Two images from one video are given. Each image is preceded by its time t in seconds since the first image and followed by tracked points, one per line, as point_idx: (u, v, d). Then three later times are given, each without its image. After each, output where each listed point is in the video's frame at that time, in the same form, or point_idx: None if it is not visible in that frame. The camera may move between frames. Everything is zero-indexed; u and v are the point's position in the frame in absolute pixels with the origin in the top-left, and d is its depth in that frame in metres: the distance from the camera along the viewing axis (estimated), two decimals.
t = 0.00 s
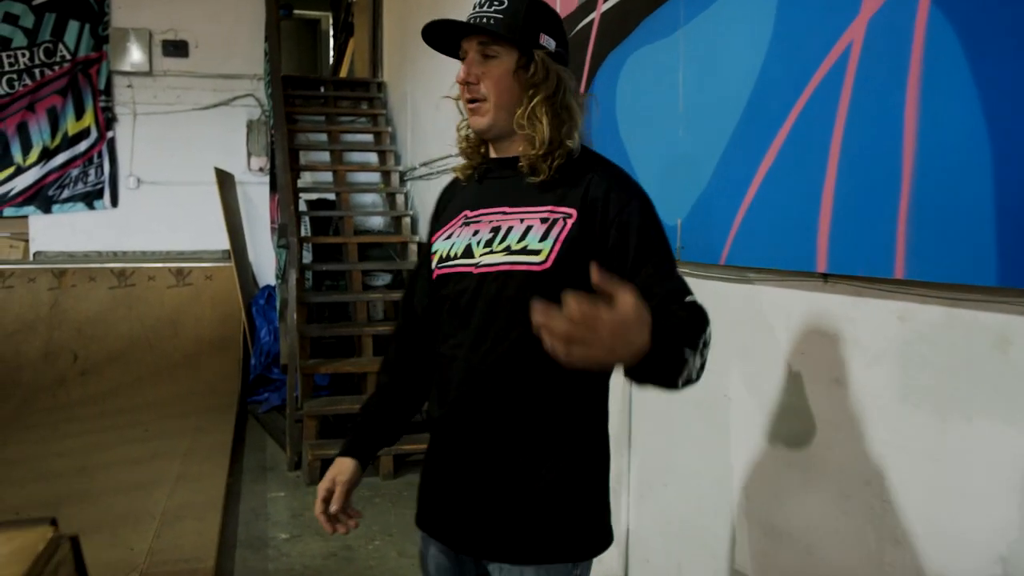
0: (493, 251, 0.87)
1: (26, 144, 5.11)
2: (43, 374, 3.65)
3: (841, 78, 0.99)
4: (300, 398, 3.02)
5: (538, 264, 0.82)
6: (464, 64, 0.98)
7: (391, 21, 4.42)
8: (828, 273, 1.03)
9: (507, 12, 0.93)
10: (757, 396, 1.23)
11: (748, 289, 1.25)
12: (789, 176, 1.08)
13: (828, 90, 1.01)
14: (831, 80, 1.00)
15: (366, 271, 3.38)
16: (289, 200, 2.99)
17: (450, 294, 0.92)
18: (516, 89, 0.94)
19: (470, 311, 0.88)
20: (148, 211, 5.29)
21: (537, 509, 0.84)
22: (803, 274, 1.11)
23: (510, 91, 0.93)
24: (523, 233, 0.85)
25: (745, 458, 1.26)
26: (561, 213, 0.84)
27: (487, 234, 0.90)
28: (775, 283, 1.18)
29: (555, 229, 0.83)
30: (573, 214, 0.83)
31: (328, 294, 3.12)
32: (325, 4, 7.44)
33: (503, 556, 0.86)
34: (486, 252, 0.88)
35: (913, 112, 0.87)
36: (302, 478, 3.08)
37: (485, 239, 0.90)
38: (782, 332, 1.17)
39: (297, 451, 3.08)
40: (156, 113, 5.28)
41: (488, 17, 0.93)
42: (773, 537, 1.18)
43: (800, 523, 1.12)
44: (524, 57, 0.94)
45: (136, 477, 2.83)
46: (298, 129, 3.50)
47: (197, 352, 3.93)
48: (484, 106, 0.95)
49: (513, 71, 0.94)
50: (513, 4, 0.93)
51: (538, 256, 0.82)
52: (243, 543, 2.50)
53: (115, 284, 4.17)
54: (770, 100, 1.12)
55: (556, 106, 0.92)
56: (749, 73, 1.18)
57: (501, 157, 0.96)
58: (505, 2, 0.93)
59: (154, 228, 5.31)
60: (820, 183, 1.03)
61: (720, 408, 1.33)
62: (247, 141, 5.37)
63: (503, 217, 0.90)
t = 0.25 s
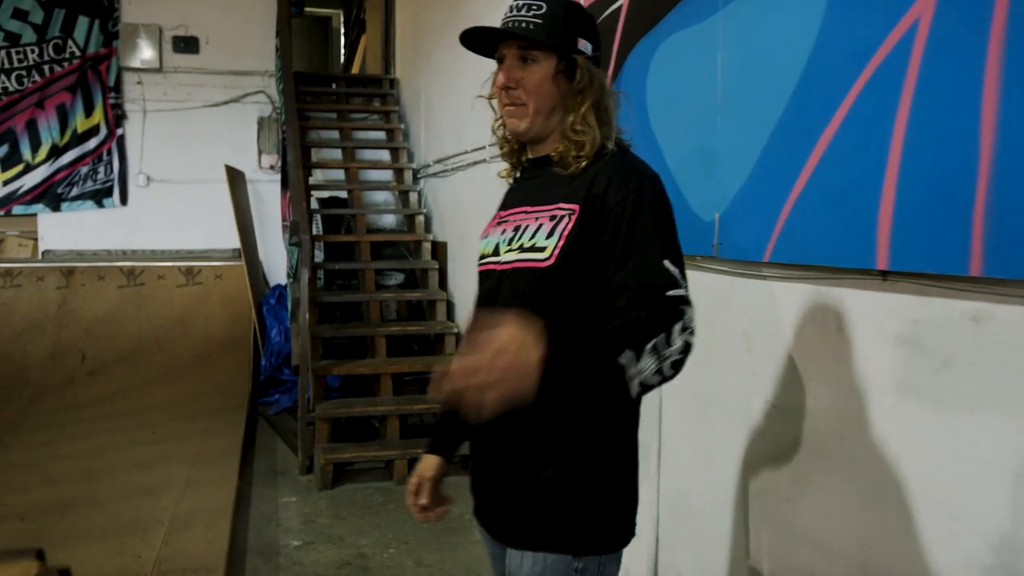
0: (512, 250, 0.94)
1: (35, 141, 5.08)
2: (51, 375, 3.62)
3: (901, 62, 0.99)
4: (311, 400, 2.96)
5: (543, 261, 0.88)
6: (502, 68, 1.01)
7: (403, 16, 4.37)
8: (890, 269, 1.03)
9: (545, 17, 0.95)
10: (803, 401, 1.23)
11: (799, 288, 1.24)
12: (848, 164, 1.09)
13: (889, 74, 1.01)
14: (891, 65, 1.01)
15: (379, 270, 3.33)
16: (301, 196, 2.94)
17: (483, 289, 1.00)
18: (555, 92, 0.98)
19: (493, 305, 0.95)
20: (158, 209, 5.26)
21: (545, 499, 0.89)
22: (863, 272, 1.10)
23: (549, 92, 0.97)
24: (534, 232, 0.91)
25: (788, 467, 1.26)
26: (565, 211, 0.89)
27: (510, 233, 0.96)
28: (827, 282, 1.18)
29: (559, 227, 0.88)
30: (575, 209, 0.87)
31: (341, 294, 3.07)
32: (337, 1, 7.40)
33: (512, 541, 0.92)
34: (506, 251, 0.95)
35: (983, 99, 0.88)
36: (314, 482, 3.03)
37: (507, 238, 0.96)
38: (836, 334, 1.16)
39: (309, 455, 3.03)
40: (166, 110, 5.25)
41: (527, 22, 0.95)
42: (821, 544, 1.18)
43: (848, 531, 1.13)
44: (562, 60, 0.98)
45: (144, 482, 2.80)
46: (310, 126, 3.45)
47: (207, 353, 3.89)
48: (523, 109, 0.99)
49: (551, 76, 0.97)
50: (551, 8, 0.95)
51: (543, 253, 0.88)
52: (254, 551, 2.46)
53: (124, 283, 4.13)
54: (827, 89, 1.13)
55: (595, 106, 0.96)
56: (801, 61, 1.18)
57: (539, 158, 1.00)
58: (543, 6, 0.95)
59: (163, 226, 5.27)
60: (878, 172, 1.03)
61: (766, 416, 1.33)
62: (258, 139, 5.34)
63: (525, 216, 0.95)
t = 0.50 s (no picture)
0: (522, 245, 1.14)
1: (39, 139, 5.05)
2: (54, 376, 3.59)
3: (937, 65, 1.07)
4: (319, 402, 2.91)
5: (536, 253, 1.08)
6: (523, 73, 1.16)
7: (411, 13, 4.33)
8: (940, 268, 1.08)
9: (557, 25, 1.09)
10: (839, 403, 1.29)
11: (839, 289, 1.31)
12: (891, 163, 1.15)
13: (927, 76, 1.08)
14: (928, 69, 1.08)
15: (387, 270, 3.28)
16: (307, 194, 2.90)
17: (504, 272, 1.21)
18: (569, 93, 1.12)
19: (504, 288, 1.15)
20: (164, 208, 5.22)
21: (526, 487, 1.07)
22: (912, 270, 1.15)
23: (564, 94, 1.11)
24: (533, 228, 1.11)
25: (823, 465, 1.33)
26: (555, 207, 1.07)
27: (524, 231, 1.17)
28: (866, 282, 1.24)
29: (548, 223, 1.07)
30: (564, 207, 1.05)
31: (348, 294, 3.03)
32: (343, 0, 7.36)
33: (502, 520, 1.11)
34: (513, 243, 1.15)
35: None
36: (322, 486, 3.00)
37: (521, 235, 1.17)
38: (876, 338, 1.22)
39: (316, 458, 2.99)
40: (171, 108, 5.22)
41: (541, 30, 1.09)
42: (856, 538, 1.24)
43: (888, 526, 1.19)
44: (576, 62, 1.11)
45: (149, 486, 2.77)
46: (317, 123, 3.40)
47: (212, 354, 3.86)
48: (541, 110, 1.14)
49: (566, 78, 1.11)
50: (563, 17, 1.09)
51: (537, 246, 1.08)
52: (260, 558, 2.44)
53: (128, 283, 4.09)
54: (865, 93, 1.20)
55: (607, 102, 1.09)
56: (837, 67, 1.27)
57: (556, 153, 1.15)
58: (555, 13, 1.09)
59: (168, 225, 5.23)
60: (921, 170, 1.09)
61: (797, 425, 1.40)
62: (264, 138, 5.32)
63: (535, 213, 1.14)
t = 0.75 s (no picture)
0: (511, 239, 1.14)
1: (42, 139, 5.04)
2: (56, 378, 3.57)
3: (966, 72, 1.12)
4: (323, 404, 2.89)
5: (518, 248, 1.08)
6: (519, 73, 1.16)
7: (416, 12, 4.31)
8: (974, 265, 1.13)
9: (556, 27, 1.09)
10: (862, 398, 1.36)
11: (865, 288, 1.36)
12: (926, 161, 1.20)
13: (957, 82, 1.14)
14: (958, 75, 1.14)
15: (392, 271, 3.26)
16: (312, 193, 2.88)
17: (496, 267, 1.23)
18: (565, 94, 1.13)
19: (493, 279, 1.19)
20: (167, 209, 5.21)
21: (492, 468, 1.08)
22: (939, 268, 1.21)
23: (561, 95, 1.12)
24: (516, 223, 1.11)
25: (845, 458, 1.40)
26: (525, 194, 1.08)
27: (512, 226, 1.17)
28: (897, 280, 1.30)
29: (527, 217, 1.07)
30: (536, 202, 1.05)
31: (352, 295, 3.00)
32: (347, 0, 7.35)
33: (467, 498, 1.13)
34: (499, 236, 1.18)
35: None
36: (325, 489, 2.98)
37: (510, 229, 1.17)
38: (904, 335, 1.28)
39: (320, 462, 2.97)
40: (174, 108, 5.21)
41: (539, 32, 1.10)
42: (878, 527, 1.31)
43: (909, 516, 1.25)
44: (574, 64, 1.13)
45: (151, 489, 2.75)
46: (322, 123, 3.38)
47: (215, 355, 3.83)
48: (538, 111, 1.15)
49: (563, 80, 1.12)
50: (562, 19, 1.09)
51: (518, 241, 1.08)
52: (264, 564, 2.43)
53: (131, 284, 4.07)
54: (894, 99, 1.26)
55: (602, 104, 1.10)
56: (868, 74, 1.33)
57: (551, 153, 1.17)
58: (554, 16, 1.10)
59: (171, 226, 5.22)
60: (950, 172, 1.15)
61: (819, 422, 1.47)
62: (268, 137, 5.29)
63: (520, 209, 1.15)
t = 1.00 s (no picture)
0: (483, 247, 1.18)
1: (47, 141, 5.05)
2: (61, 380, 3.56)
3: (976, 71, 1.11)
4: (327, 407, 2.89)
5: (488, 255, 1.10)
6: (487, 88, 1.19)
7: (421, 13, 4.31)
8: (990, 264, 1.12)
9: (516, 41, 1.12)
10: (877, 399, 1.37)
11: (878, 287, 1.37)
12: (938, 159, 1.18)
13: (966, 82, 1.13)
14: (967, 74, 1.13)
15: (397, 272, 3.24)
16: (317, 194, 2.87)
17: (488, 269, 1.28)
18: (527, 105, 1.15)
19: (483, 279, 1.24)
20: (172, 211, 5.22)
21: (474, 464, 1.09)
22: (953, 267, 1.21)
23: (523, 108, 1.15)
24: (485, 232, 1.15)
25: (859, 459, 1.40)
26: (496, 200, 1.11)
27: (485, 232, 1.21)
28: (910, 278, 1.30)
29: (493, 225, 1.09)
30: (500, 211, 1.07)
31: (357, 297, 2.99)
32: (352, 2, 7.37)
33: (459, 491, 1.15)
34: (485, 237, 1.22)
35: None
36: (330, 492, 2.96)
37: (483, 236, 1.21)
38: (918, 335, 1.28)
39: (325, 464, 2.96)
40: (179, 110, 5.21)
41: (500, 47, 1.13)
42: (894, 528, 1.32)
43: (925, 518, 1.26)
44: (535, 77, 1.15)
45: (155, 492, 2.74)
46: (326, 125, 3.37)
47: (220, 357, 3.82)
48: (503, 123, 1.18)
49: (525, 91, 1.15)
50: (523, 34, 1.12)
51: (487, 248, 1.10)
52: (268, 567, 2.42)
53: (136, 286, 4.07)
54: (903, 97, 1.25)
55: (561, 115, 1.12)
56: (875, 73, 1.32)
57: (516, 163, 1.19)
58: (515, 32, 1.13)
59: (177, 228, 5.23)
60: (960, 172, 1.14)
61: (833, 423, 1.48)
62: (273, 139, 5.27)
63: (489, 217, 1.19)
